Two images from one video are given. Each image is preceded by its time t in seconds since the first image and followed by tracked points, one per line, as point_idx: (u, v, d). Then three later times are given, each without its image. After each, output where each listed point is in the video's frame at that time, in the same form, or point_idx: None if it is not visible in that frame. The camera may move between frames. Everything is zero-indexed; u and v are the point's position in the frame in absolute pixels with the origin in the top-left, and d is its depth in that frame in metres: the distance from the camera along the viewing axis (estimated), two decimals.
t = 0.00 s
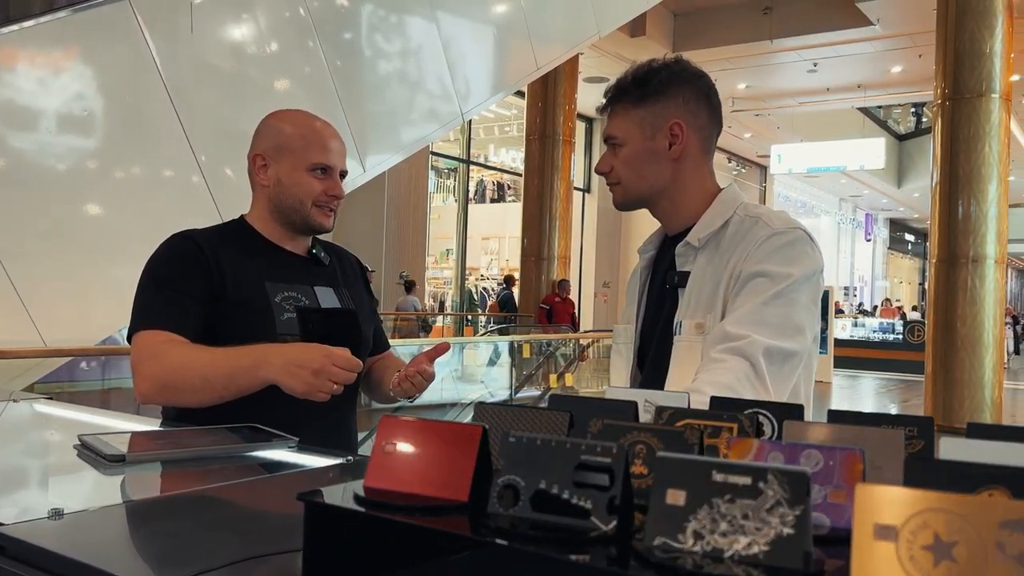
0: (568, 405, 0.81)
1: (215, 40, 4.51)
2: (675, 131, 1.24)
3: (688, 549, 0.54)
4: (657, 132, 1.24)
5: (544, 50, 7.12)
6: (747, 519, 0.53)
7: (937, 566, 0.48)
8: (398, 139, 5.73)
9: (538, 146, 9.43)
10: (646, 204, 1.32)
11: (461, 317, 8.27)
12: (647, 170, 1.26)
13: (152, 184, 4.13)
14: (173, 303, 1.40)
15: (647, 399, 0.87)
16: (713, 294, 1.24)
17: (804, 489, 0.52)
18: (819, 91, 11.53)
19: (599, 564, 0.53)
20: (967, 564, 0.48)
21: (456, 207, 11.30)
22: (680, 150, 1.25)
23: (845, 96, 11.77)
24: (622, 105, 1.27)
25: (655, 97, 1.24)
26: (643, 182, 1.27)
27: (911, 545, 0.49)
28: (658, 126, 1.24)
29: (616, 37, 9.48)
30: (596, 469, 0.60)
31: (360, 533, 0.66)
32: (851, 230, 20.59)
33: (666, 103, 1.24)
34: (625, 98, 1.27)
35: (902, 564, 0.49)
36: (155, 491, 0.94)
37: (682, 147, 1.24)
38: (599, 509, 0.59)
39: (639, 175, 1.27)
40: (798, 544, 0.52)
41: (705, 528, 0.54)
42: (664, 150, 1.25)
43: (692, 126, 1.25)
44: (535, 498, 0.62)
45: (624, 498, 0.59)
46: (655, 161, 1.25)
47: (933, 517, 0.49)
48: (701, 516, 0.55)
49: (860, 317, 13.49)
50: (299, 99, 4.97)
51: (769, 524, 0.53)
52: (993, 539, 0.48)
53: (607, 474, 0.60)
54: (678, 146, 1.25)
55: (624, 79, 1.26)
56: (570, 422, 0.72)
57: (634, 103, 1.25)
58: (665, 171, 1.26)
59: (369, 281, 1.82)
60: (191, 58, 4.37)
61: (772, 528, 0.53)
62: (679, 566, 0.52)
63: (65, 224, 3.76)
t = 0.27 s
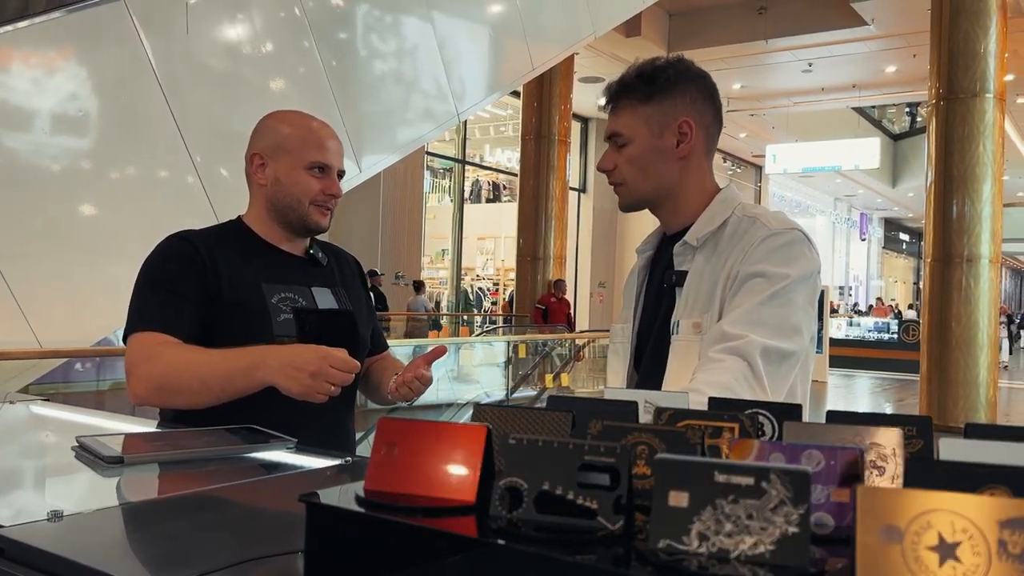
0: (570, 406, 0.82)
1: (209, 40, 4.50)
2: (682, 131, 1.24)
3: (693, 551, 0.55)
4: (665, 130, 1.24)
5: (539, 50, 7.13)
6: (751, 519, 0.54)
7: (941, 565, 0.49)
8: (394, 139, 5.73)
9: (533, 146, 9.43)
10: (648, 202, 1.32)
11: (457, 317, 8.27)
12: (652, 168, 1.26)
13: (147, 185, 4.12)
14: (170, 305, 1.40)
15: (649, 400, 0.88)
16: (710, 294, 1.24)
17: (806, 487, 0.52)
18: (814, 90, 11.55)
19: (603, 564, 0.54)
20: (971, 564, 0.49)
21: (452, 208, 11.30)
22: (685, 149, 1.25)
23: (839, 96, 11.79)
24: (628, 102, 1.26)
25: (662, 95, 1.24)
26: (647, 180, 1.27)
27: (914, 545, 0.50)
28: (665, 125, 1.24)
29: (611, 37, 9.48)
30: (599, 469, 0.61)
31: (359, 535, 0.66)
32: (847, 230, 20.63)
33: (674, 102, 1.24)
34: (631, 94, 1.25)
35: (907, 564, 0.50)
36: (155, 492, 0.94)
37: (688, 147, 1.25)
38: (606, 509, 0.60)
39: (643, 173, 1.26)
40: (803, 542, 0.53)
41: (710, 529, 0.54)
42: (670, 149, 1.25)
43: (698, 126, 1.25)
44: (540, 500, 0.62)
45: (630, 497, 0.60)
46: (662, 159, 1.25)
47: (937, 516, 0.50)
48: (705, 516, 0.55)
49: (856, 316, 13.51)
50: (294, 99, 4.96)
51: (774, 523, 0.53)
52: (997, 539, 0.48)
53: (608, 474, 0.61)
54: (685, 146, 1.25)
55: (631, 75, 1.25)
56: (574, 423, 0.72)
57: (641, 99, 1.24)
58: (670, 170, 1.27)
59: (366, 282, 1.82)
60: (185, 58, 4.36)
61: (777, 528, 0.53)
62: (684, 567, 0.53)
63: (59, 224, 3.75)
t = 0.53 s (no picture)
0: (570, 405, 0.82)
1: (204, 40, 4.49)
2: (693, 133, 1.25)
3: (698, 549, 0.54)
4: (676, 132, 1.24)
5: (536, 49, 7.14)
6: (755, 517, 0.54)
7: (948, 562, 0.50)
8: (389, 139, 5.72)
9: (529, 146, 9.43)
10: (651, 204, 1.32)
11: (453, 317, 8.27)
12: (660, 169, 1.26)
13: (142, 185, 4.11)
14: (169, 310, 1.41)
15: (650, 398, 0.88)
16: (707, 294, 1.24)
17: (806, 483, 0.53)
18: (809, 90, 11.58)
19: (607, 564, 0.54)
20: (974, 559, 0.49)
21: (448, 208, 11.31)
22: (694, 152, 1.26)
23: (834, 96, 11.82)
24: (638, 100, 1.25)
25: (673, 96, 1.24)
26: (655, 181, 1.28)
27: (919, 541, 0.50)
28: (677, 126, 1.24)
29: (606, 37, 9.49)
30: (600, 467, 0.62)
31: (356, 534, 0.66)
32: (842, 229, 20.69)
33: (685, 103, 1.24)
34: (641, 92, 1.25)
35: (912, 559, 0.50)
36: (152, 493, 0.94)
37: (697, 150, 1.26)
38: (611, 507, 0.61)
39: (651, 174, 1.27)
40: (805, 538, 0.53)
41: (713, 527, 0.54)
42: (680, 151, 1.25)
43: (706, 128, 1.26)
44: (543, 499, 0.62)
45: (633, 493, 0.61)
46: (671, 161, 1.26)
47: (942, 513, 0.50)
48: (706, 515, 0.55)
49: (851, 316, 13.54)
50: (289, 99, 4.95)
51: (777, 520, 0.54)
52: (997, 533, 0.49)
53: (608, 471, 0.62)
54: (694, 148, 1.26)
55: (640, 74, 1.24)
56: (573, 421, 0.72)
57: (653, 98, 1.24)
58: (677, 172, 1.27)
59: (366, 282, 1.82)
60: (180, 58, 4.35)
61: (779, 524, 0.54)
62: (688, 566, 0.53)
63: (54, 225, 3.73)
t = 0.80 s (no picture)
0: (572, 405, 0.82)
1: (199, 41, 4.48)
2: (693, 133, 1.25)
3: (703, 550, 0.54)
4: (675, 132, 1.25)
5: (531, 49, 7.15)
6: (757, 516, 0.54)
7: (948, 559, 0.50)
8: (386, 139, 5.72)
9: (525, 146, 9.43)
10: (648, 202, 1.32)
11: (450, 318, 8.27)
12: (659, 168, 1.27)
13: (138, 186, 4.11)
14: (169, 313, 1.42)
15: (651, 398, 0.88)
16: (705, 294, 1.25)
17: (807, 482, 0.54)
18: (804, 90, 11.60)
19: (610, 563, 0.54)
20: (974, 558, 0.50)
21: (444, 208, 11.32)
22: (694, 152, 1.26)
23: (829, 96, 11.84)
24: (638, 99, 1.25)
25: (673, 95, 1.24)
26: (654, 180, 1.28)
27: (921, 541, 0.50)
28: (677, 126, 1.25)
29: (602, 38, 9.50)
30: (599, 467, 0.63)
31: (357, 534, 0.66)
32: (838, 229, 20.74)
33: (685, 103, 1.24)
34: (641, 91, 1.25)
35: (915, 559, 0.50)
36: (151, 494, 0.94)
37: (697, 149, 1.26)
38: (614, 505, 0.62)
39: (650, 172, 1.27)
40: (806, 536, 0.54)
41: (716, 527, 0.55)
42: (680, 150, 1.26)
43: (706, 129, 1.27)
44: (547, 499, 0.62)
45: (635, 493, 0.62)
46: (670, 160, 1.26)
47: (942, 512, 0.51)
48: (709, 514, 0.55)
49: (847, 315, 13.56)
50: (284, 100, 4.94)
51: (778, 517, 0.54)
52: (996, 530, 0.50)
53: (607, 471, 0.63)
54: (694, 148, 1.26)
55: (640, 73, 1.24)
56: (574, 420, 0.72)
57: (653, 97, 1.24)
58: (676, 171, 1.28)
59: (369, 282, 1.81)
60: (175, 59, 4.34)
61: (781, 522, 0.54)
62: (693, 566, 0.53)
63: (49, 226, 3.73)
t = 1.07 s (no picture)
0: (574, 404, 0.83)
1: (195, 42, 4.48)
2: (685, 132, 1.26)
3: (710, 548, 0.54)
4: (668, 130, 1.25)
5: (528, 50, 7.15)
6: (762, 512, 0.55)
7: (953, 555, 0.50)
8: (382, 140, 5.71)
9: (521, 146, 9.44)
10: (641, 201, 1.33)
11: (447, 318, 8.27)
12: (651, 167, 1.27)
13: (134, 187, 4.10)
14: (166, 315, 1.43)
15: (653, 399, 0.89)
16: (699, 291, 1.25)
17: (808, 479, 0.55)
18: (800, 90, 11.62)
19: (614, 561, 0.55)
20: (980, 553, 0.50)
21: (440, 208, 11.34)
22: (686, 151, 1.27)
23: (825, 95, 11.86)
24: (630, 98, 1.26)
25: (665, 94, 1.25)
26: (646, 178, 1.28)
27: (928, 538, 0.50)
28: (669, 125, 1.25)
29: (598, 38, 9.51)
30: (600, 464, 0.63)
31: (361, 534, 0.67)
32: (834, 229, 20.78)
33: (677, 102, 1.25)
34: (634, 90, 1.25)
35: (925, 559, 0.50)
36: (153, 494, 0.94)
37: (689, 147, 1.27)
38: (619, 504, 0.62)
39: (642, 171, 1.27)
40: (810, 531, 0.55)
41: (722, 526, 0.54)
42: (672, 149, 1.26)
43: (699, 127, 1.27)
44: (551, 499, 0.62)
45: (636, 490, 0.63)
46: (662, 159, 1.27)
47: (946, 509, 0.51)
48: (715, 513, 0.55)
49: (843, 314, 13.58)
50: (280, 100, 4.94)
51: (783, 514, 0.55)
52: (996, 524, 0.51)
53: (608, 469, 0.64)
54: (686, 146, 1.26)
55: (633, 72, 1.25)
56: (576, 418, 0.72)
57: (645, 96, 1.25)
58: (668, 170, 1.28)
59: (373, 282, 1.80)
60: (170, 60, 4.34)
61: (785, 518, 0.55)
62: (700, 565, 0.53)
63: (45, 228, 3.72)
